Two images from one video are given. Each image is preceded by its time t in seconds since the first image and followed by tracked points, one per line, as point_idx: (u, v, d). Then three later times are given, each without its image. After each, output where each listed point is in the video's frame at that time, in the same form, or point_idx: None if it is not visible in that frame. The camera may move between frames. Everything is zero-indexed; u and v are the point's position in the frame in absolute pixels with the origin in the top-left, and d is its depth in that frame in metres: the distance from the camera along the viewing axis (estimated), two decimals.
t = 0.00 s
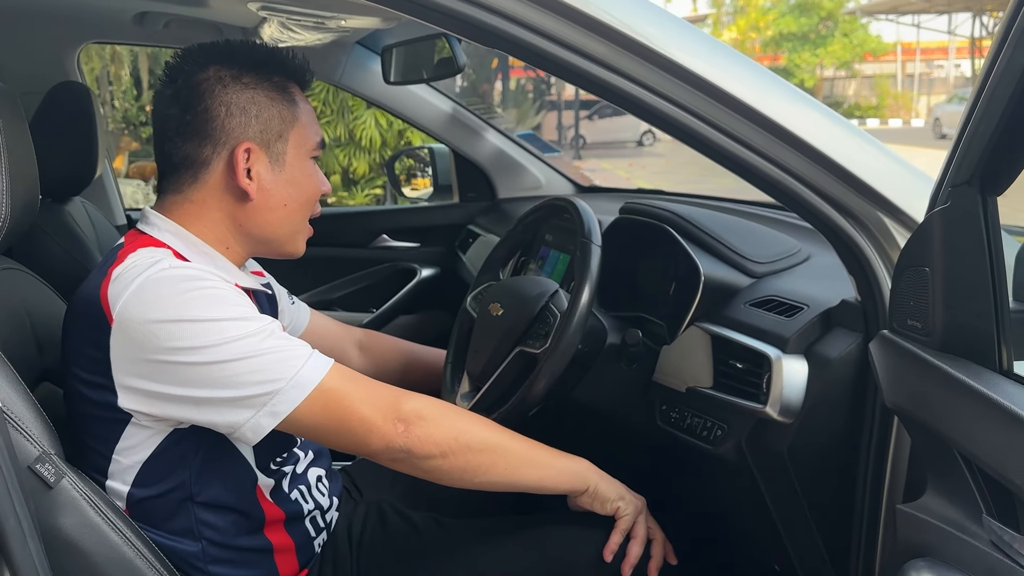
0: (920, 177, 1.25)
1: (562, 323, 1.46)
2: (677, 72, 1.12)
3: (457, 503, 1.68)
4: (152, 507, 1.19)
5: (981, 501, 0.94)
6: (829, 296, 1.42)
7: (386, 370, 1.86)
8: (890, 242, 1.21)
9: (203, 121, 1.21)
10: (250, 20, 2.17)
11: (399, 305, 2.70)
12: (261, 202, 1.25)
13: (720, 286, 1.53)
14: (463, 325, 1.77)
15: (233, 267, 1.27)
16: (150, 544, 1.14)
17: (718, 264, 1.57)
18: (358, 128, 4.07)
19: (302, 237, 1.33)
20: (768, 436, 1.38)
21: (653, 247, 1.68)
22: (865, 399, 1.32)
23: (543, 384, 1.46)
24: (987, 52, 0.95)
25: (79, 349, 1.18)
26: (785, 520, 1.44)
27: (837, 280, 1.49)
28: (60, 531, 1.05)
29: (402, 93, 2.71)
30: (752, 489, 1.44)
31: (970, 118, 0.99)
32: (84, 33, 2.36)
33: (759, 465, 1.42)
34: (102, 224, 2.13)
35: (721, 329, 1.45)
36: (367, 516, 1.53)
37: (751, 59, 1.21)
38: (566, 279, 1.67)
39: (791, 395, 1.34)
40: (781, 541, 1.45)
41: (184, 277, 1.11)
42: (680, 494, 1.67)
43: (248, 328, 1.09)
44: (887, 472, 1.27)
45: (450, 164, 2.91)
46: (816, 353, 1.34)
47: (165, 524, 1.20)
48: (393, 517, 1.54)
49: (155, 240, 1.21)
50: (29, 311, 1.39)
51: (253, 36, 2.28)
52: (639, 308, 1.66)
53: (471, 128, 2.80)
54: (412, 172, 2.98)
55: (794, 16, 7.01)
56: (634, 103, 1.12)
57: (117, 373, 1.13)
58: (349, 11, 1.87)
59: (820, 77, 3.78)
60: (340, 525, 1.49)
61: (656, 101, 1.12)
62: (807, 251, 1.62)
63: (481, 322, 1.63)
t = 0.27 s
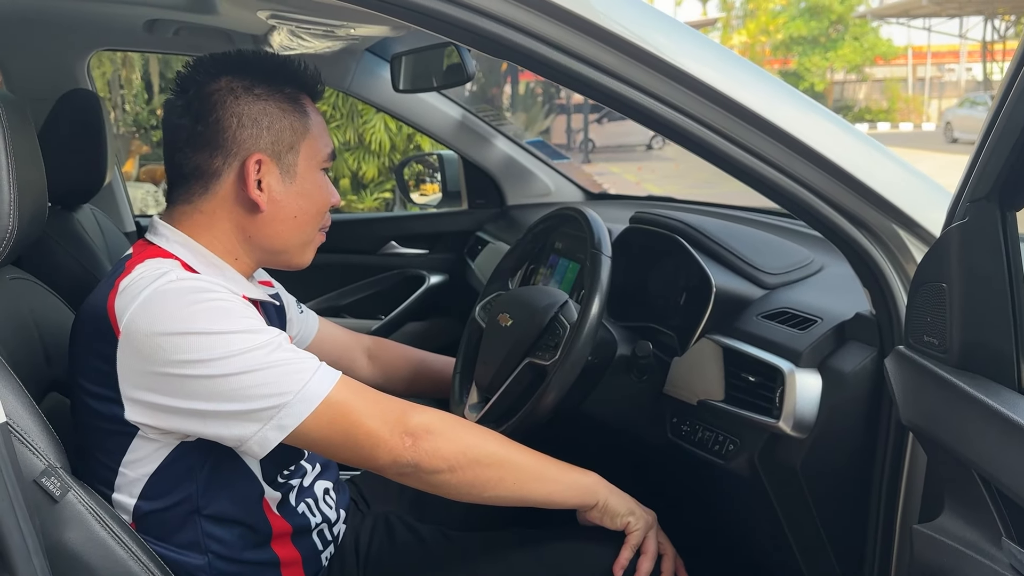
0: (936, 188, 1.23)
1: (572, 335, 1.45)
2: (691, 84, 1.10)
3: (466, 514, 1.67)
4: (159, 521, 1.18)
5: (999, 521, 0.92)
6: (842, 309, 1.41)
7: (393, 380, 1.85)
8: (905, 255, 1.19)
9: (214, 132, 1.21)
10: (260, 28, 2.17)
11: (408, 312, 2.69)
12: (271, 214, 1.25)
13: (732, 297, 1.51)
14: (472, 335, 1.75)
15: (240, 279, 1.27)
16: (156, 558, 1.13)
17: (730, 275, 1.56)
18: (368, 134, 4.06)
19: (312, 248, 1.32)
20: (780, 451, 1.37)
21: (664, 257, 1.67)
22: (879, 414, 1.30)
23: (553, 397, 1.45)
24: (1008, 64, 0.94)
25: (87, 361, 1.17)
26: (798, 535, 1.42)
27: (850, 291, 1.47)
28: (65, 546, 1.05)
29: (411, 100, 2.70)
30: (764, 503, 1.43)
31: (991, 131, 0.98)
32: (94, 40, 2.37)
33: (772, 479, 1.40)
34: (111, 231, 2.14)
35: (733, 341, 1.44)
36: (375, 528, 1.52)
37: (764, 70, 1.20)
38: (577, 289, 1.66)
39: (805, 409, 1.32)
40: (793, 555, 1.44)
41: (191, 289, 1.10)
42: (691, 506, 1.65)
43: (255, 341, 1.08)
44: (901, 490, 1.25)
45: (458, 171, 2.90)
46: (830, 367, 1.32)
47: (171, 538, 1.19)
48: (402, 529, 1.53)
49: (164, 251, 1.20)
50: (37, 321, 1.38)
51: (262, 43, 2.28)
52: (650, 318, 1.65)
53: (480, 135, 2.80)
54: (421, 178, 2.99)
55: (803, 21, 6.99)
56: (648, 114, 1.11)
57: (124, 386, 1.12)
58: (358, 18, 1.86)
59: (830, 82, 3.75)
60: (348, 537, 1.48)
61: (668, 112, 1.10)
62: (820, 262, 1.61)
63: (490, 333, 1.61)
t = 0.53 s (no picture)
0: (948, 196, 1.21)
1: (577, 342, 1.43)
2: (698, 89, 1.09)
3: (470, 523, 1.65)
4: (160, 529, 1.17)
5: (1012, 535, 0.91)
6: (852, 317, 1.39)
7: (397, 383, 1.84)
8: (917, 263, 1.17)
9: (179, 139, 1.19)
10: (265, 33, 2.17)
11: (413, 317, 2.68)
12: (246, 214, 1.22)
13: (740, 305, 1.49)
14: (477, 341, 1.74)
15: (235, 281, 1.25)
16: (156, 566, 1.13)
17: (738, 282, 1.54)
18: (375, 136, 4.12)
19: (300, 243, 1.29)
20: (789, 461, 1.35)
21: (671, 263, 1.66)
22: (890, 422, 1.28)
23: (558, 405, 1.43)
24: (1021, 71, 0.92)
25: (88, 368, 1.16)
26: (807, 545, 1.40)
27: (860, 299, 1.45)
28: (65, 555, 1.04)
29: (417, 105, 2.69)
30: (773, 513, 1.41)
31: (1004, 138, 0.96)
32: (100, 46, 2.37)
33: (781, 489, 1.38)
34: (116, 235, 2.13)
35: (741, 349, 1.42)
36: (378, 536, 1.51)
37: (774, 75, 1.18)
38: (583, 295, 1.64)
39: (814, 420, 1.30)
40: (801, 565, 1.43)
41: (187, 297, 1.09)
42: (698, 515, 1.63)
43: (252, 350, 1.07)
44: (912, 500, 1.22)
45: (464, 174, 2.87)
46: (840, 376, 1.30)
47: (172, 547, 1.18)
48: (405, 538, 1.51)
49: (157, 258, 1.19)
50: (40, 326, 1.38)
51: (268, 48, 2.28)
52: (657, 325, 1.63)
53: (486, 140, 2.76)
54: (427, 182, 2.97)
55: (812, 24, 6.95)
56: (654, 120, 1.09)
57: (122, 397, 1.11)
58: (363, 23, 1.86)
59: (839, 85, 3.72)
60: (351, 545, 1.47)
61: (675, 118, 1.09)
62: (829, 269, 1.59)
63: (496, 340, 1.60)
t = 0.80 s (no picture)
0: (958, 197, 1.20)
1: (583, 343, 1.42)
2: (704, 89, 1.08)
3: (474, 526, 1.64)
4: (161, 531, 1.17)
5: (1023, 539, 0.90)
6: (861, 319, 1.38)
7: (397, 395, 1.82)
8: (926, 264, 1.16)
9: (134, 146, 1.15)
10: (271, 34, 2.17)
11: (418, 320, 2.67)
12: (205, 221, 1.17)
13: (747, 307, 1.48)
14: (481, 343, 1.73)
15: (226, 285, 1.22)
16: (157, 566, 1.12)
17: (744, 284, 1.53)
18: (381, 138, 4.17)
19: (268, 247, 1.21)
20: (798, 465, 1.34)
21: (676, 265, 1.65)
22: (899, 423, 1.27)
23: (563, 408, 1.43)
24: None
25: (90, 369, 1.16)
26: (814, 550, 1.39)
27: (868, 301, 1.44)
28: (66, 556, 1.04)
29: (422, 106, 2.68)
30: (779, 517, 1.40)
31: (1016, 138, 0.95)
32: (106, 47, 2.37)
33: (787, 492, 1.37)
34: (121, 235, 2.14)
35: (748, 352, 1.41)
36: (382, 539, 1.50)
37: (781, 75, 1.17)
38: (588, 297, 1.63)
39: (822, 422, 1.29)
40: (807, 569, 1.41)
41: (174, 312, 1.08)
42: (704, 519, 1.62)
43: (239, 365, 1.06)
44: (920, 504, 1.21)
45: (469, 176, 2.84)
46: (848, 379, 1.29)
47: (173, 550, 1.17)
48: (409, 540, 1.50)
49: (141, 265, 1.17)
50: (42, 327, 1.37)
51: (274, 49, 2.27)
52: (664, 327, 1.63)
53: (492, 142, 2.76)
54: (433, 184, 2.96)
55: (818, 28, 6.94)
56: (659, 119, 1.09)
57: (112, 412, 1.10)
58: (368, 23, 1.85)
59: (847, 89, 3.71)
60: (355, 547, 1.46)
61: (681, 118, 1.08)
62: (837, 271, 1.57)
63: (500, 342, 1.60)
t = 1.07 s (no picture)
0: (960, 197, 1.21)
1: (586, 342, 1.43)
2: (706, 88, 1.08)
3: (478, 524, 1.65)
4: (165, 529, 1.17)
5: None
6: (863, 319, 1.38)
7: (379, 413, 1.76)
8: (928, 264, 1.17)
9: (134, 149, 1.14)
10: (275, 34, 2.18)
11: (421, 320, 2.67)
12: (199, 229, 1.14)
13: (748, 307, 1.50)
14: (485, 342, 1.74)
15: (226, 294, 1.20)
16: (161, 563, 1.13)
17: (747, 283, 1.54)
18: (384, 140, 4.17)
19: (263, 260, 1.17)
20: (800, 464, 1.34)
21: (679, 265, 1.65)
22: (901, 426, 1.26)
23: (565, 407, 1.43)
24: None
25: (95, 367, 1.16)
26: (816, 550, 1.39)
27: (871, 301, 1.44)
28: (71, 552, 1.04)
29: (426, 107, 2.68)
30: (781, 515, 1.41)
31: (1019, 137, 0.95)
32: (111, 47, 2.39)
33: (790, 490, 1.37)
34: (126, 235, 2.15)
35: (751, 351, 1.41)
36: (385, 537, 1.50)
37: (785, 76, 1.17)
38: (591, 296, 1.64)
39: (824, 421, 1.30)
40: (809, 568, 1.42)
41: (170, 330, 1.03)
42: (706, 519, 1.62)
43: (238, 385, 1.02)
44: (923, 504, 1.21)
45: (473, 177, 2.85)
46: (851, 378, 1.30)
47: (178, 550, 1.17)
48: (412, 539, 1.51)
49: (140, 273, 1.15)
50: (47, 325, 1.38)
51: (278, 49, 2.28)
52: (667, 327, 1.64)
53: (495, 143, 2.76)
54: (436, 184, 2.94)
55: (822, 30, 6.92)
56: (661, 117, 1.09)
57: (111, 428, 1.08)
58: (373, 23, 1.86)
59: (851, 91, 3.70)
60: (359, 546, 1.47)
61: (684, 117, 1.09)
62: (841, 271, 1.57)
63: (503, 341, 1.60)
